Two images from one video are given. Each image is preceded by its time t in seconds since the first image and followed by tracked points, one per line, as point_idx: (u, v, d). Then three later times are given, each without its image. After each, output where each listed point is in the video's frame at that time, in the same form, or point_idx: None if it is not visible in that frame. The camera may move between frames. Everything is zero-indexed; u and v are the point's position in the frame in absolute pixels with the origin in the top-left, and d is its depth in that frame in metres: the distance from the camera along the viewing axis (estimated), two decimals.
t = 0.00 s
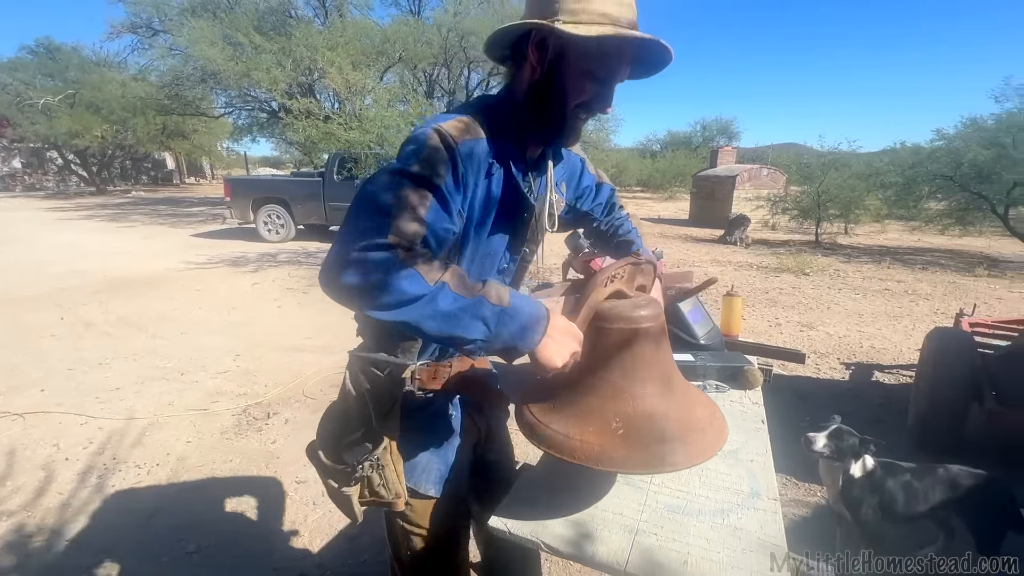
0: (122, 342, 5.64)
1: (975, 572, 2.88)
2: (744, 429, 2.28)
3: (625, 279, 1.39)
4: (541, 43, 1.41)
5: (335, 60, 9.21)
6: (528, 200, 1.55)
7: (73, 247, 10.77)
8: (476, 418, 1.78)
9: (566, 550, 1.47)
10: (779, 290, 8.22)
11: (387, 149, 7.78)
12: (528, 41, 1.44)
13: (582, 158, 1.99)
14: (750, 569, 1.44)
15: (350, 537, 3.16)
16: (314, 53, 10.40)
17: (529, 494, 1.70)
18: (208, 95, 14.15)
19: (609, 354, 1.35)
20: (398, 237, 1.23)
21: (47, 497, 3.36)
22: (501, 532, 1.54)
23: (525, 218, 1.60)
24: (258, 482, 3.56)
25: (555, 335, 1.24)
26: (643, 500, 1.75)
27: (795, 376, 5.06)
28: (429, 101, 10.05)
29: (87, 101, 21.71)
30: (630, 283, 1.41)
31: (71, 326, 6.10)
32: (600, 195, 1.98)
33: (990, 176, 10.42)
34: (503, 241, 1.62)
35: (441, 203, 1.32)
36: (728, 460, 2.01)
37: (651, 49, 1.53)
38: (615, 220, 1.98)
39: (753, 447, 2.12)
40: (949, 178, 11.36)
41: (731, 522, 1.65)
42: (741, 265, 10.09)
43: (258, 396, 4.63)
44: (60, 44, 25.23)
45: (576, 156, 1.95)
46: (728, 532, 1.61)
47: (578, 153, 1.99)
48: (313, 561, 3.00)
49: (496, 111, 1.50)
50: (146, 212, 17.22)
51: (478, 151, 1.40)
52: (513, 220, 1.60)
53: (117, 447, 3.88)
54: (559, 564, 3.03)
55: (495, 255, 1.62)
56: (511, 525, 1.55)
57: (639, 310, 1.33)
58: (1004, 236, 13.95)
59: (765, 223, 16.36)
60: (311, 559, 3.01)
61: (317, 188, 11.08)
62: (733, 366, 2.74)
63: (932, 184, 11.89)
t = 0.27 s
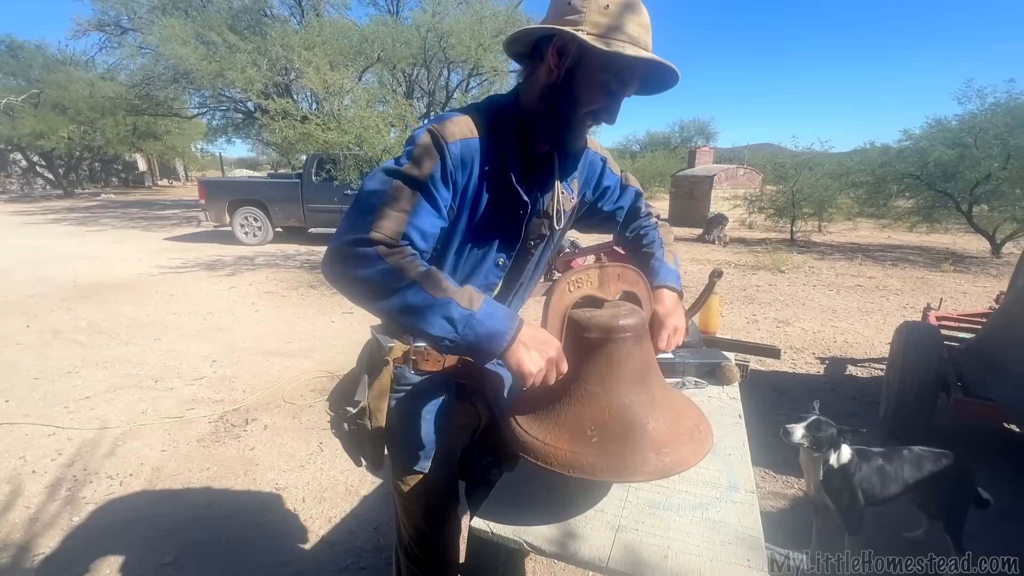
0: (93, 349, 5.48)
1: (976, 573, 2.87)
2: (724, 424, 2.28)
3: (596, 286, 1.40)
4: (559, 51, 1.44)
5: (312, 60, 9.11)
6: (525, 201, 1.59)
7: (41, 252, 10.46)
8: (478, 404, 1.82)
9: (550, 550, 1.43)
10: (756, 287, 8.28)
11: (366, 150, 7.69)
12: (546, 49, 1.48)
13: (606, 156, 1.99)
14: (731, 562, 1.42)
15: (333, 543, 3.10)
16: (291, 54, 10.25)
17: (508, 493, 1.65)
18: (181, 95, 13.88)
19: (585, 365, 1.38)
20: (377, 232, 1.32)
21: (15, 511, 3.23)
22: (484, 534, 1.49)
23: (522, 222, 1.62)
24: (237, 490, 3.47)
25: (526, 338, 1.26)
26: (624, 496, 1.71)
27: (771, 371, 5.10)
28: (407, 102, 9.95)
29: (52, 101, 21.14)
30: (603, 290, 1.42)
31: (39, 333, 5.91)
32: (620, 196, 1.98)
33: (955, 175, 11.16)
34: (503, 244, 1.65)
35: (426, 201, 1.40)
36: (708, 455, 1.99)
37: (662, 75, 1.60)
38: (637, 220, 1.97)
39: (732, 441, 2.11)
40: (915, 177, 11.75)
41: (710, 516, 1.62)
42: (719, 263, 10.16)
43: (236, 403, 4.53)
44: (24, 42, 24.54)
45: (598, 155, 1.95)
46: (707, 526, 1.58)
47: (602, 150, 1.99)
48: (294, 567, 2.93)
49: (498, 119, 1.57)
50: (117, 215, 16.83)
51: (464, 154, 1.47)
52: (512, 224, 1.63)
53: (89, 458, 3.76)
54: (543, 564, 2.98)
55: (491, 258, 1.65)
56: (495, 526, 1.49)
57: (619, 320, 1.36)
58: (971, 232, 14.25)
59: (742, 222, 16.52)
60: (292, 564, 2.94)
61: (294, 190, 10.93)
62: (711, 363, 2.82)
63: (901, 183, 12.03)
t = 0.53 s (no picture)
0: (72, 354, 5.36)
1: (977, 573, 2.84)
2: (709, 421, 2.26)
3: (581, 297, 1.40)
4: (561, 59, 1.39)
5: (297, 60, 9.02)
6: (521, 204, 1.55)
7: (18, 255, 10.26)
8: (477, 407, 1.76)
9: (539, 548, 1.38)
10: (741, 285, 8.32)
11: (351, 150, 7.62)
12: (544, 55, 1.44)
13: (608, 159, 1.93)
14: (717, 557, 1.39)
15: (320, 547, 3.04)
16: (275, 53, 10.15)
17: (496, 491, 1.60)
18: (162, 95, 13.68)
19: (562, 372, 1.38)
20: (377, 244, 1.29)
21: None
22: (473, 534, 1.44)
23: (519, 226, 1.59)
24: (223, 495, 3.41)
25: (516, 355, 1.26)
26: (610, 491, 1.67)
27: (757, 368, 5.10)
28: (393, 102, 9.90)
29: (28, 100, 20.75)
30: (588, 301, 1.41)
31: (16, 338, 5.78)
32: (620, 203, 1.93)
33: (932, 175, 11.30)
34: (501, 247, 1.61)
35: (425, 208, 1.36)
36: (694, 451, 1.96)
37: (659, 97, 1.57)
38: (635, 230, 1.93)
39: (717, 437, 2.09)
40: (895, 176, 11.89)
41: (697, 512, 1.59)
42: (704, 262, 10.19)
43: (220, 407, 4.45)
44: None
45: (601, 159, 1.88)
46: (693, 521, 1.55)
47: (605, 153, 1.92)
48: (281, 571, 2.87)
49: (496, 120, 1.52)
50: (96, 216, 16.56)
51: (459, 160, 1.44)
52: (508, 229, 1.59)
53: (69, 465, 3.67)
54: (533, 564, 2.94)
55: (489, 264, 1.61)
56: (485, 526, 1.44)
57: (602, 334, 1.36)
58: (949, 230, 14.46)
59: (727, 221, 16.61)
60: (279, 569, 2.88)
61: (278, 191, 10.81)
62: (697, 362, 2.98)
63: (881, 182, 12.19)
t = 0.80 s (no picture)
0: (56, 356, 5.27)
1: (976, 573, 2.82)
2: (699, 417, 2.25)
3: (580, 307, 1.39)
4: (569, 61, 1.36)
5: (285, 58, 8.93)
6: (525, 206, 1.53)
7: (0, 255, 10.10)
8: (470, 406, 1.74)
9: (530, 548, 1.35)
10: (731, 283, 8.34)
11: (341, 148, 7.57)
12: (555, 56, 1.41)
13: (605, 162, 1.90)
14: (707, 555, 1.37)
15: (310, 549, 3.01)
16: (263, 51, 10.06)
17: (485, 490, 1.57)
18: (147, 93, 13.52)
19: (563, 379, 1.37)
20: (384, 252, 1.26)
21: None
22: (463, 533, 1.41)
23: (521, 229, 1.57)
24: (211, 498, 3.36)
25: (525, 365, 1.26)
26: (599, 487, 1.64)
27: (748, 365, 5.10)
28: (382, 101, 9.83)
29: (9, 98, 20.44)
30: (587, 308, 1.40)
31: None
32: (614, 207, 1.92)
33: (917, 173, 11.38)
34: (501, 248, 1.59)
35: (432, 212, 1.33)
36: (683, 449, 1.95)
37: (663, 103, 1.55)
38: (629, 235, 1.93)
39: (707, 435, 2.07)
40: (881, 175, 11.97)
41: (686, 509, 1.56)
42: (694, 260, 10.22)
43: (207, 408, 4.40)
44: None
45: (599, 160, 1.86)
46: (682, 517, 1.53)
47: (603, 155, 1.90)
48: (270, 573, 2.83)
49: (500, 121, 1.49)
50: (81, 216, 16.35)
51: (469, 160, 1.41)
52: (509, 230, 1.57)
53: (53, 469, 3.60)
54: (525, 563, 2.93)
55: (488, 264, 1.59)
56: (476, 526, 1.41)
57: (601, 342, 1.34)
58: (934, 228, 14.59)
59: (717, 220, 16.67)
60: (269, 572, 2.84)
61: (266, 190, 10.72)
62: (687, 360, 3.02)
63: (868, 180, 12.27)
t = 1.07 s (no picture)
0: (42, 357, 5.19)
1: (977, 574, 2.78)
2: (689, 414, 2.23)
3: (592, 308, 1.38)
4: (564, 56, 1.34)
5: (275, 54, 8.84)
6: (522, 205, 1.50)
7: None
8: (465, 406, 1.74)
9: (520, 548, 1.34)
10: (722, 280, 8.34)
11: (331, 146, 7.50)
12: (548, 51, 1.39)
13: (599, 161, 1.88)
14: (697, 551, 1.36)
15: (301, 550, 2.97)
16: (252, 47, 9.96)
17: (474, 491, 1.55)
18: (134, 89, 13.36)
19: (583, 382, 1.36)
20: (397, 252, 1.22)
21: None
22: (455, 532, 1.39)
23: (516, 227, 1.54)
24: (201, 500, 3.31)
25: (539, 363, 1.24)
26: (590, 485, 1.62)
27: (740, 362, 5.11)
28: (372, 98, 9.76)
29: None
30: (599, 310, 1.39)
31: None
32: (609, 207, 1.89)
33: (905, 170, 11.43)
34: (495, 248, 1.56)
35: (437, 211, 1.31)
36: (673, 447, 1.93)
37: (658, 99, 1.53)
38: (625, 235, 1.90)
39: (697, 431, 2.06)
40: (869, 172, 12.00)
41: (678, 506, 1.54)
42: (686, 257, 10.22)
43: (197, 409, 4.35)
44: None
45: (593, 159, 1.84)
46: (674, 515, 1.50)
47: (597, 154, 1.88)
48: None
49: (496, 117, 1.46)
50: (67, 215, 16.15)
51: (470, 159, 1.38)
52: (505, 229, 1.54)
53: (39, 472, 3.54)
54: (519, 561, 2.91)
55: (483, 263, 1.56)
56: (467, 525, 1.40)
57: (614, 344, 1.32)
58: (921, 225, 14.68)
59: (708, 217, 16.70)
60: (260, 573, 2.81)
61: (256, 187, 10.62)
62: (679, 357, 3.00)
63: (856, 178, 12.31)
